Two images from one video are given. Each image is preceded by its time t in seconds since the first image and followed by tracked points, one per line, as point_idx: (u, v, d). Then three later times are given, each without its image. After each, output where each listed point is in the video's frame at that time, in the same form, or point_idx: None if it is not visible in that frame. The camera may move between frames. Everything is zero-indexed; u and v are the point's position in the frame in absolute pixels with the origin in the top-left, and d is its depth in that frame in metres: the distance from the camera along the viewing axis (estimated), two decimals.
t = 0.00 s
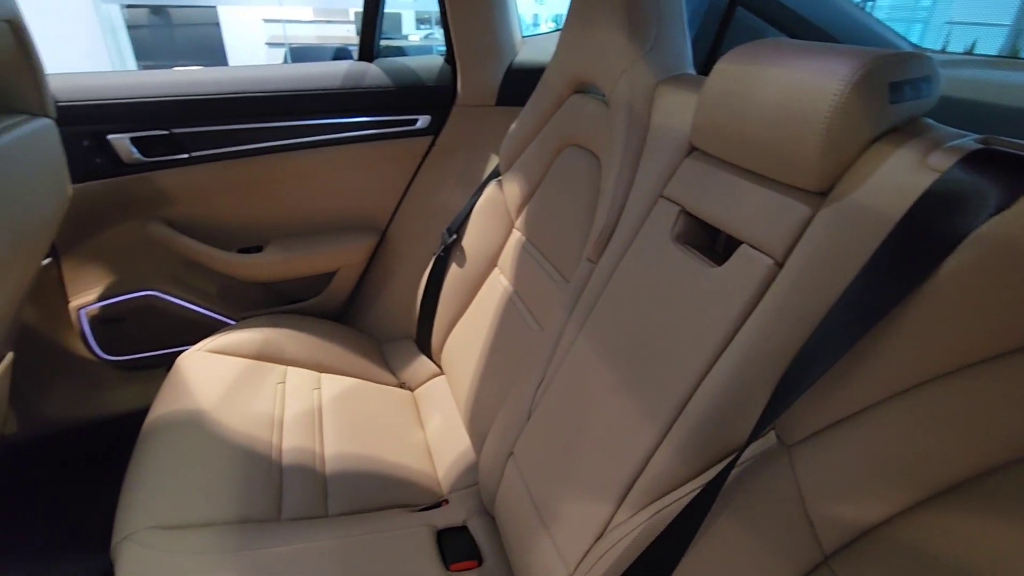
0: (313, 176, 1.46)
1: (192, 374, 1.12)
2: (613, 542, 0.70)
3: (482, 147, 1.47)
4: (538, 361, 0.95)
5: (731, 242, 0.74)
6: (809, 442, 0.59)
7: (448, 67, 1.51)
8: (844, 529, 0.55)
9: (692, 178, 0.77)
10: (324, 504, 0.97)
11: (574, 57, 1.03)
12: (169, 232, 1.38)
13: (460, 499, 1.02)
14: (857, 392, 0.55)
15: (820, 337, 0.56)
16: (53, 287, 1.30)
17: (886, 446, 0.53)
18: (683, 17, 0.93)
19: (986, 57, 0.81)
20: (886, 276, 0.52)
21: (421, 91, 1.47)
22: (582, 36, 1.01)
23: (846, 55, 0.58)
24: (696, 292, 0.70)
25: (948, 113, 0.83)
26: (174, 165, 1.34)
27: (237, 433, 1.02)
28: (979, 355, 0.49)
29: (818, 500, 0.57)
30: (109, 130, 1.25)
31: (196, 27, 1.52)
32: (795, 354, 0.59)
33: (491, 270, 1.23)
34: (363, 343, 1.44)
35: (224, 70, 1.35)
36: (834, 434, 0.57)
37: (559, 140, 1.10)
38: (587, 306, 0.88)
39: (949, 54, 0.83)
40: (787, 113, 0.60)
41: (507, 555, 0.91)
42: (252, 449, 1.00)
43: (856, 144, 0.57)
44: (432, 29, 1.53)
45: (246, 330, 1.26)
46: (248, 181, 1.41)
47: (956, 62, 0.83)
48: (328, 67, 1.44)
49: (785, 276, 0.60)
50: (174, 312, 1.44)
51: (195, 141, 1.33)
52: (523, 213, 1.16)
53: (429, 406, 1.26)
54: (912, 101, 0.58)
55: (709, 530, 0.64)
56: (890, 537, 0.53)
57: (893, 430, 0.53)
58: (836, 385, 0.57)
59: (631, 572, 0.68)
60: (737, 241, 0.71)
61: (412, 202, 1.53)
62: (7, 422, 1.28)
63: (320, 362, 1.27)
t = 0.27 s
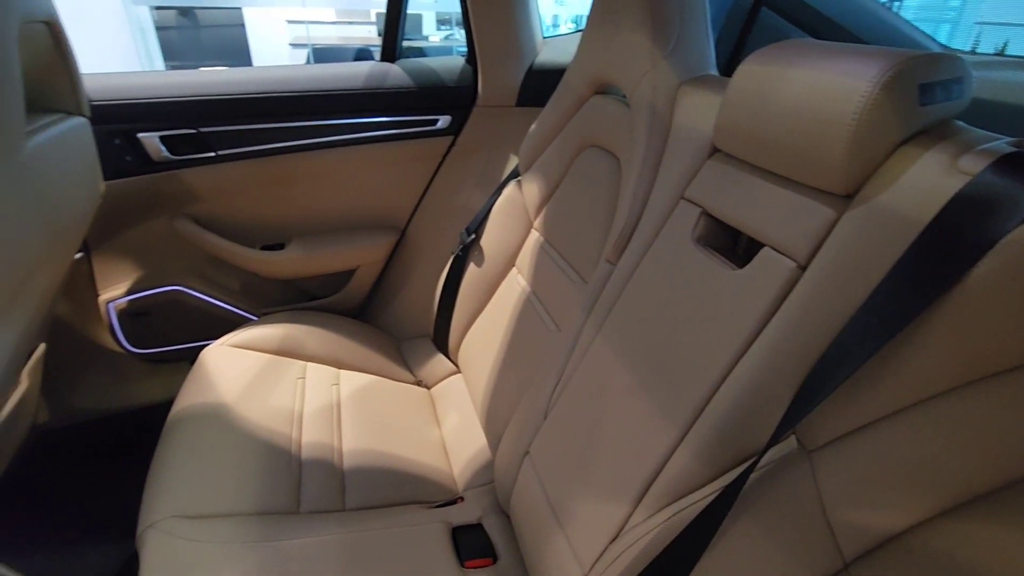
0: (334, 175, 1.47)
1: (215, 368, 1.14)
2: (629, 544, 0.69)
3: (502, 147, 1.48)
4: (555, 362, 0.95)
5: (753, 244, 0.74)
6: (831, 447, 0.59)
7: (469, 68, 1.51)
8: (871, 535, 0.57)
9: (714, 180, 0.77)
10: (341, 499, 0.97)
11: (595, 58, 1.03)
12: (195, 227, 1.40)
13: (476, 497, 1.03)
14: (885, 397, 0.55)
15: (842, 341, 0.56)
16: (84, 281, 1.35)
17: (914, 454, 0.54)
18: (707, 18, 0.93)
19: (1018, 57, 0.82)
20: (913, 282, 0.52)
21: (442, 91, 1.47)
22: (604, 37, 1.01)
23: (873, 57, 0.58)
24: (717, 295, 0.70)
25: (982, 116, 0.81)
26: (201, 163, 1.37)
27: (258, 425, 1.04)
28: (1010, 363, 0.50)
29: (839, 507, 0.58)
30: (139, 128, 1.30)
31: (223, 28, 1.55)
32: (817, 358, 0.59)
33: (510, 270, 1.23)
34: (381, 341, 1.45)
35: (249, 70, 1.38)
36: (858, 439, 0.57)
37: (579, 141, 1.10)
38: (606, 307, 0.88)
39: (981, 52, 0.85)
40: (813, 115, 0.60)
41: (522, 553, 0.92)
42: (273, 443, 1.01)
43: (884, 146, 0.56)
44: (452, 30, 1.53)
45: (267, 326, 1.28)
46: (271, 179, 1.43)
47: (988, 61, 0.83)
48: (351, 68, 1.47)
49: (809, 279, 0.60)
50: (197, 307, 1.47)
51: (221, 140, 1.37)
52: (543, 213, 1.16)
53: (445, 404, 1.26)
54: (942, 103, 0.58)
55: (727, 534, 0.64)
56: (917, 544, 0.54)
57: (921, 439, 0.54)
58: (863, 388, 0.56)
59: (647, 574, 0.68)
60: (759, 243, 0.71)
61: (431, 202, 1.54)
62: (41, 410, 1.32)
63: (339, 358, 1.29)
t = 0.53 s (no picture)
0: (355, 173, 1.48)
1: (236, 362, 1.16)
2: (641, 546, 0.69)
3: (522, 148, 1.48)
4: (571, 363, 0.95)
5: (773, 249, 0.74)
6: (850, 454, 0.59)
7: (490, 69, 1.51)
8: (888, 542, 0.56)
9: (735, 183, 0.77)
10: (357, 494, 0.98)
11: (616, 59, 1.03)
12: (221, 224, 1.43)
13: (489, 495, 1.03)
14: (910, 404, 0.55)
15: (863, 347, 0.56)
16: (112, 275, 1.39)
17: (934, 461, 0.54)
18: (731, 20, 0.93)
19: None
20: (935, 290, 0.53)
21: (463, 92, 1.48)
22: (625, 39, 1.01)
23: (901, 61, 0.57)
24: (736, 298, 0.70)
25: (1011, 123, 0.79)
26: (228, 161, 1.40)
27: (277, 419, 1.06)
28: None
29: (857, 514, 0.58)
30: (168, 126, 1.33)
31: (249, 28, 1.57)
32: (838, 363, 0.58)
33: (527, 270, 1.24)
34: (397, 338, 1.46)
35: (276, 71, 1.41)
36: (879, 447, 0.57)
37: (599, 143, 1.10)
38: (623, 308, 0.88)
39: (1012, 57, 0.82)
40: (836, 119, 0.59)
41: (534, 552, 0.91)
42: (292, 437, 1.03)
43: (910, 151, 0.56)
44: (473, 31, 1.53)
45: (287, 321, 1.30)
46: (293, 177, 1.45)
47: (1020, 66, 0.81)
48: (375, 68, 1.48)
49: (830, 284, 0.60)
50: (220, 302, 1.49)
51: (247, 139, 1.39)
52: (561, 214, 1.16)
53: (460, 403, 1.27)
54: (972, 106, 0.57)
55: (740, 538, 0.64)
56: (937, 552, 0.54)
57: (943, 448, 0.53)
58: (888, 395, 0.56)
59: None
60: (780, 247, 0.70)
61: (450, 201, 1.54)
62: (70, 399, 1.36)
63: (357, 355, 1.30)
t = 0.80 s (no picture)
0: (372, 171, 1.49)
1: (251, 356, 1.17)
2: (651, 549, 0.69)
3: (538, 148, 1.48)
4: (583, 364, 0.95)
5: (791, 253, 0.74)
6: (865, 462, 0.59)
7: (508, 69, 1.52)
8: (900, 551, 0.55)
9: (753, 186, 0.77)
10: (368, 489, 0.99)
11: (634, 61, 1.03)
12: (237, 218, 1.44)
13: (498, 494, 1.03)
14: (929, 412, 0.55)
15: (881, 355, 0.56)
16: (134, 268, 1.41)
17: (952, 470, 0.53)
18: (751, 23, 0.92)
19: None
20: (955, 300, 0.52)
21: (480, 91, 1.48)
22: (644, 40, 1.00)
23: (926, 65, 0.57)
24: (752, 302, 0.69)
25: None
26: (247, 157, 1.41)
27: (290, 413, 1.07)
28: None
29: (872, 523, 0.58)
30: (190, 123, 1.34)
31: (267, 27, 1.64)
32: (855, 370, 0.58)
33: (541, 271, 1.24)
34: (410, 336, 1.46)
35: (296, 69, 1.43)
36: (896, 455, 0.56)
37: (615, 144, 1.10)
38: (637, 311, 0.88)
39: None
40: (858, 123, 0.59)
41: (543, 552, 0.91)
42: (305, 432, 1.03)
43: (934, 157, 0.55)
44: (490, 31, 1.53)
45: (302, 317, 1.31)
46: (310, 174, 1.46)
47: None
48: (393, 67, 1.49)
49: (848, 290, 0.59)
50: (236, 296, 1.51)
51: (266, 135, 1.40)
52: (576, 215, 1.16)
53: (472, 401, 1.27)
54: (998, 112, 0.56)
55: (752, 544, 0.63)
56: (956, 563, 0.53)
57: (960, 459, 0.53)
58: (907, 403, 0.56)
59: None
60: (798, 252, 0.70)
61: (465, 200, 1.55)
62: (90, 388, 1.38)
63: (370, 351, 1.30)
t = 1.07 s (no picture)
0: (386, 167, 1.49)
1: (265, 349, 1.18)
2: (661, 549, 0.68)
3: (553, 146, 1.48)
4: (595, 363, 0.95)
5: (810, 253, 0.73)
6: (882, 467, 0.58)
7: (523, 66, 1.50)
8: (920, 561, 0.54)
9: (771, 186, 0.76)
10: (378, 483, 0.99)
11: (651, 58, 1.03)
12: (255, 212, 1.46)
13: (508, 491, 1.03)
14: (949, 418, 0.54)
15: (902, 358, 0.55)
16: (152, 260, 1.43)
17: (970, 477, 0.52)
18: (771, 21, 0.91)
19: None
20: (980, 304, 0.51)
21: (496, 88, 1.47)
22: (662, 38, 1.00)
23: (952, 64, 0.56)
24: (768, 303, 0.69)
25: None
26: (264, 152, 1.42)
27: (303, 405, 1.07)
28: None
29: (889, 529, 0.57)
30: (209, 116, 1.35)
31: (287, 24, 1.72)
32: (873, 374, 0.57)
33: (554, 269, 1.23)
34: (422, 332, 1.46)
35: (314, 66, 1.44)
36: (913, 461, 0.56)
37: (630, 142, 1.09)
38: (650, 310, 0.87)
39: None
40: (881, 123, 0.58)
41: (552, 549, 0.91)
42: (316, 425, 1.04)
43: (960, 157, 0.54)
44: (506, 29, 1.53)
45: (315, 310, 1.31)
46: (324, 168, 1.46)
47: None
48: (410, 63, 1.49)
49: (867, 292, 0.58)
50: (251, 289, 1.52)
51: (282, 130, 1.41)
52: (590, 213, 1.16)
53: (482, 397, 1.27)
54: None
55: (765, 547, 0.63)
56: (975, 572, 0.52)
57: (982, 466, 0.51)
58: (926, 407, 0.55)
59: None
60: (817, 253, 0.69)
61: (478, 197, 1.54)
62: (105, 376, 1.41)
63: (382, 346, 1.31)
